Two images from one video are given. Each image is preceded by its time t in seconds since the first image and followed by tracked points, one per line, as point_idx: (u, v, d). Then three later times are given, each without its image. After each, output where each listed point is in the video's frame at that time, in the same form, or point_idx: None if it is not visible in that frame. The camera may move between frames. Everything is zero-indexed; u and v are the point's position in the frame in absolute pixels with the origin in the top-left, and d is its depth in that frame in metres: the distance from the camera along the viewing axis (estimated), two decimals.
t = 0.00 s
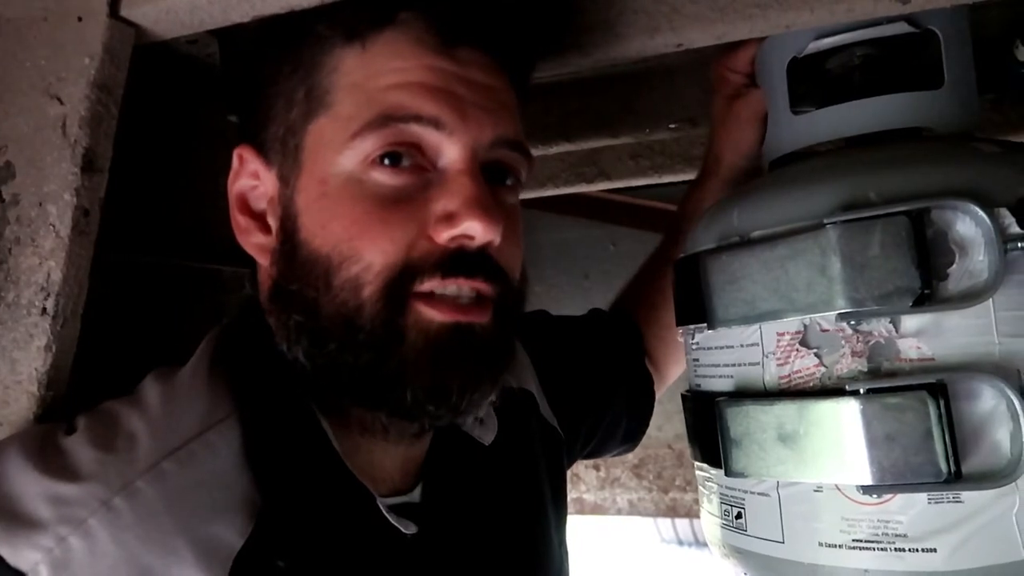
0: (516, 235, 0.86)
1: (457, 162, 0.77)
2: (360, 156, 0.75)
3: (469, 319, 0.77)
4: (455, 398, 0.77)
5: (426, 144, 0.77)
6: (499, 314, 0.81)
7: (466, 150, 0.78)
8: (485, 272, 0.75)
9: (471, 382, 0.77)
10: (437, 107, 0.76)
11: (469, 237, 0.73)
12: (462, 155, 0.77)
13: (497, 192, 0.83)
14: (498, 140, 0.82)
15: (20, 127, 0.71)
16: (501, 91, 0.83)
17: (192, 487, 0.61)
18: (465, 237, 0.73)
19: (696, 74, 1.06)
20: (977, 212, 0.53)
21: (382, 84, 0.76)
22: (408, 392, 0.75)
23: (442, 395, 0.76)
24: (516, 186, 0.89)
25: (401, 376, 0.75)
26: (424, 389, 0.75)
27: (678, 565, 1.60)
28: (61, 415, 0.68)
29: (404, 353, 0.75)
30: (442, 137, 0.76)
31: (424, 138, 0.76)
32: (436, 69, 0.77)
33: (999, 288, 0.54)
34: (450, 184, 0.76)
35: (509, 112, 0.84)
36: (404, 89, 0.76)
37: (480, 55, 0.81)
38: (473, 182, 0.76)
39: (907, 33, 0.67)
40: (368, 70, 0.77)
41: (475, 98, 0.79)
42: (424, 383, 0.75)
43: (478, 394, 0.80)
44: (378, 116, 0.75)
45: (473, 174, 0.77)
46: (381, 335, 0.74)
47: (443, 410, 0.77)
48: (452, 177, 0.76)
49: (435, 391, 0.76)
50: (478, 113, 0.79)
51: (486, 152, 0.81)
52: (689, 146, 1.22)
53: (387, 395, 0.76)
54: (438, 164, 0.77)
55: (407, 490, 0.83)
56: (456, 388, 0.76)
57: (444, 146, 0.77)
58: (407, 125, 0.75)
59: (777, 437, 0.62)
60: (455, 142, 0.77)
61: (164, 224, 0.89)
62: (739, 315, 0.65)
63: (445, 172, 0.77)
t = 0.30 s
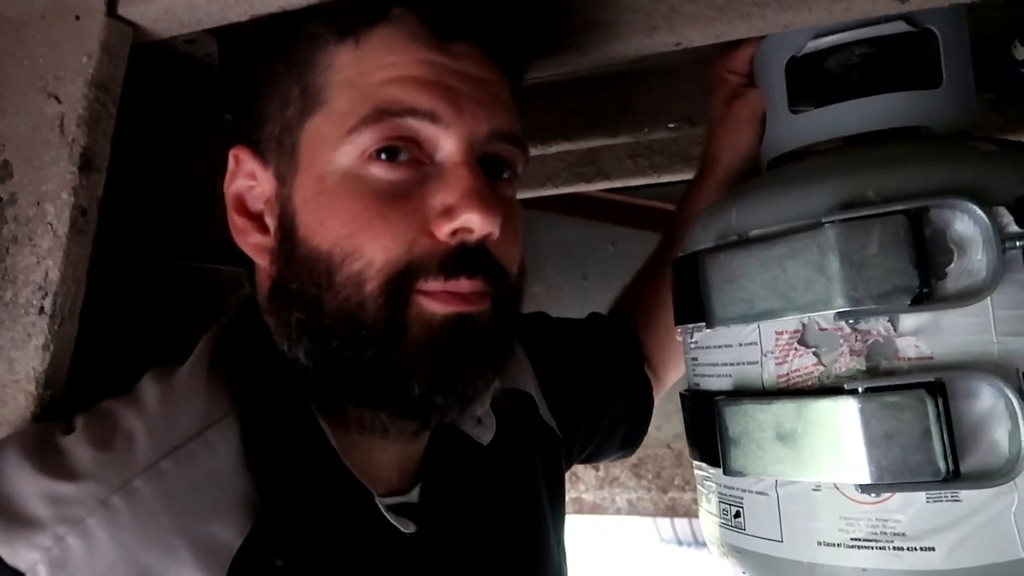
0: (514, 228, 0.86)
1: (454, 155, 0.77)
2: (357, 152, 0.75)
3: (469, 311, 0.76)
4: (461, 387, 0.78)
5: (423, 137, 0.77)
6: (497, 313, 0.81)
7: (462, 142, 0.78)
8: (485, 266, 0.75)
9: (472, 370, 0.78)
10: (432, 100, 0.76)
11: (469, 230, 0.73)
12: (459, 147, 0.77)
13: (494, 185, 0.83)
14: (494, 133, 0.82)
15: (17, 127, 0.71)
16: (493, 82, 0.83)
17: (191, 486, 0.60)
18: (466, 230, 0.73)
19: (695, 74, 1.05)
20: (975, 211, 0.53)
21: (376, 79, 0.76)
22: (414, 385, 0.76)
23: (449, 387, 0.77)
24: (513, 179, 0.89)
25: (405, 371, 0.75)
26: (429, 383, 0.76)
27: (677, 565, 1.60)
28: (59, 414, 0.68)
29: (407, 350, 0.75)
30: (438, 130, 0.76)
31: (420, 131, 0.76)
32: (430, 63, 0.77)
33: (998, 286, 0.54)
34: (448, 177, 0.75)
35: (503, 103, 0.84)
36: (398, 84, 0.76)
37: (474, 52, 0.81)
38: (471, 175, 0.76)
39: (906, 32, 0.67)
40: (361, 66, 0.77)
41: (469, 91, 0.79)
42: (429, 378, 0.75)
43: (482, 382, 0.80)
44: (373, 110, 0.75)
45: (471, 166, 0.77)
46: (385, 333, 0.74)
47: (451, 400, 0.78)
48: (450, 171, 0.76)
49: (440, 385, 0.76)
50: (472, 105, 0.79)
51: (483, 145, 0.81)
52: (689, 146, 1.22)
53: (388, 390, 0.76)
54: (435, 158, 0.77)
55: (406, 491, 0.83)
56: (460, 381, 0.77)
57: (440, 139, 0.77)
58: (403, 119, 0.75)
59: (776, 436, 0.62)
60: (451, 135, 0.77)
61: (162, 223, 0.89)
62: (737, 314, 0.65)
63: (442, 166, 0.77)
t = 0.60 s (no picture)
0: (508, 228, 0.86)
1: (445, 153, 0.77)
2: (348, 152, 0.75)
3: (461, 329, 0.77)
4: (449, 403, 0.78)
5: (414, 136, 0.76)
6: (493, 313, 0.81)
7: (454, 141, 0.77)
8: (479, 264, 0.75)
9: (464, 377, 0.78)
10: (423, 98, 0.76)
11: (461, 227, 0.73)
12: (451, 146, 0.77)
13: (485, 183, 0.83)
14: (486, 130, 0.81)
15: (16, 126, 0.71)
16: (487, 81, 0.83)
17: (191, 485, 0.60)
18: (457, 228, 0.73)
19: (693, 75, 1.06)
20: (974, 210, 0.53)
21: (366, 78, 0.76)
22: (402, 397, 0.76)
23: (435, 403, 0.77)
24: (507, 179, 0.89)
25: (394, 381, 0.75)
26: (415, 395, 0.76)
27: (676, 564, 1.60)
28: (58, 414, 0.68)
29: (400, 354, 0.75)
30: (429, 128, 0.76)
31: (411, 130, 0.76)
32: (421, 61, 0.77)
33: (998, 286, 0.54)
34: (439, 175, 0.75)
35: (496, 101, 0.84)
36: (389, 82, 0.76)
37: (465, 49, 0.81)
38: (462, 172, 0.76)
39: (904, 31, 0.67)
40: (351, 64, 0.77)
41: (462, 89, 0.79)
42: (415, 391, 0.75)
43: (472, 395, 0.80)
44: (364, 110, 0.75)
45: (462, 164, 0.77)
46: (379, 335, 0.74)
47: (437, 416, 0.78)
48: (441, 169, 0.76)
49: (427, 398, 0.76)
50: (464, 103, 0.79)
51: (475, 142, 0.80)
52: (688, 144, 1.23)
53: (381, 395, 0.76)
54: (426, 157, 0.77)
55: (408, 489, 0.83)
56: (448, 396, 0.77)
57: (432, 137, 0.76)
58: (393, 119, 0.75)
59: (774, 436, 0.62)
60: (442, 133, 0.76)
61: (161, 222, 0.89)
62: (736, 313, 0.65)
63: (433, 164, 0.76)
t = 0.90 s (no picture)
0: (511, 233, 0.86)
1: (449, 159, 0.77)
2: (351, 156, 0.75)
3: (463, 326, 0.76)
4: (450, 400, 0.77)
5: (419, 141, 0.76)
6: (493, 314, 0.81)
7: (458, 146, 0.77)
8: (480, 269, 0.75)
9: (463, 381, 0.76)
10: (428, 104, 0.76)
11: (463, 233, 0.73)
12: (454, 151, 0.77)
13: (489, 189, 0.83)
14: (489, 136, 0.81)
15: (15, 128, 0.71)
16: (491, 86, 0.83)
17: (191, 486, 0.60)
18: (460, 234, 0.73)
19: (693, 74, 1.06)
20: (973, 212, 0.53)
21: (370, 83, 0.76)
22: (404, 392, 0.75)
23: (437, 398, 0.76)
24: (510, 182, 0.89)
25: (397, 374, 0.75)
26: (417, 391, 0.75)
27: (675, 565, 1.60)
28: (56, 416, 0.68)
29: (401, 354, 0.74)
30: (434, 134, 0.76)
31: (416, 136, 0.76)
32: (426, 67, 0.77)
33: (997, 288, 0.54)
34: (442, 180, 0.75)
35: (500, 106, 0.84)
36: (393, 86, 0.76)
37: (469, 54, 0.81)
38: (466, 178, 0.76)
39: (904, 33, 0.67)
40: (355, 69, 0.77)
41: (465, 95, 0.79)
42: (418, 385, 0.74)
43: (473, 401, 0.79)
44: (368, 114, 0.75)
45: (466, 170, 0.77)
46: (380, 334, 0.74)
47: (439, 412, 0.77)
48: (445, 174, 0.76)
49: (429, 394, 0.75)
50: (467, 108, 0.79)
51: (479, 148, 0.80)
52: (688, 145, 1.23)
53: (381, 393, 0.76)
54: (430, 162, 0.77)
55: (407, 491, 0.84)
56: (450, 394, 0.76)
57: (436, 143, 0.77)
58: (398, 123, 0.75)
59: (774, 438, 0.62)
60: (447, 139, 0.77)
61: (161, 223, 0.88)
62: (736, 315, 0.65)
63: (436, 169, 0.77)
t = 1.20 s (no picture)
0: (513, 233, 0.86)
1: (448, 159, 0.77)
2: (350, 157, 0.75)
3: (463, 331, 0.76)
4: (449, 406, 0.77)
5: (417, 141, 0.76)
6: (493, 316, 0.81)
7: (457, 147, 0.77)
8: (481, 270, 0.75)
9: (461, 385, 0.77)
10: (427, 105, 0.76)
11: (463, 234, 0.73)
12: (454, 152, 0.77)
13: (489, 190, 0.83)
14: (490, 137, 0.81)
15: (14, 129, 0.71)
16: (490, 87, 0.83)
17: (189, 489, 0.60)
18: (459, 234, 0.72)
19: (693, 75, 1.06)
20: (975, 214, 0.53)
21: (370, 85, 0.76)
22: (402, 397, 0.75)
23: (435, 405, 0.76)
24: (511, 182, 0.89)
25: (395, 379, 0.75)
26: (415, 398, 0.75)
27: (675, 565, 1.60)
28: (56, 418, 0.67)
29: (400, 355, 0.74)
30: (433, 135, 0.76)
31: (415, 137, 0.76)
32: (424, 68, 0.77)
33: (998, 290, 0.54)
34: (441, 181, 0.75)
35: (500, 108, 0.84)
36: (393, 88, 0.76)
37: (470, 55, 0.81)
38: (465, 179, 0.76)
39: (904, 34, 0.67)
40: (355, 71, 0.77)
41: (465, 95, 0.79)
42: (416, 389, 0.75)
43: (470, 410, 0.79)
44: (368, 115, 0.75)
45: (465, 171, 0.77)
46: (378, 336, 0.74)
47: (437, 419, 0.77)
48: (444, 175, 0.76)
49: (428, 401, 0.75)
50: (467, 109, 0.79)
51: (479, 149, 0.80)
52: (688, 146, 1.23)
53: (378, 397, 0.76)
54: (430, 163, 0.77)
55: (406, 494, 0.83)
56: (448, 402, 0.76)
57: (435, 144, 0.76)
58: (397, 124, 0.75)
59: (775, 440, 0.62)
60: (446, 139, 0.76)
61: (160, 224, 0.88)
62: (736, 317, 0.64)
63: (435, 169, 0.77)
